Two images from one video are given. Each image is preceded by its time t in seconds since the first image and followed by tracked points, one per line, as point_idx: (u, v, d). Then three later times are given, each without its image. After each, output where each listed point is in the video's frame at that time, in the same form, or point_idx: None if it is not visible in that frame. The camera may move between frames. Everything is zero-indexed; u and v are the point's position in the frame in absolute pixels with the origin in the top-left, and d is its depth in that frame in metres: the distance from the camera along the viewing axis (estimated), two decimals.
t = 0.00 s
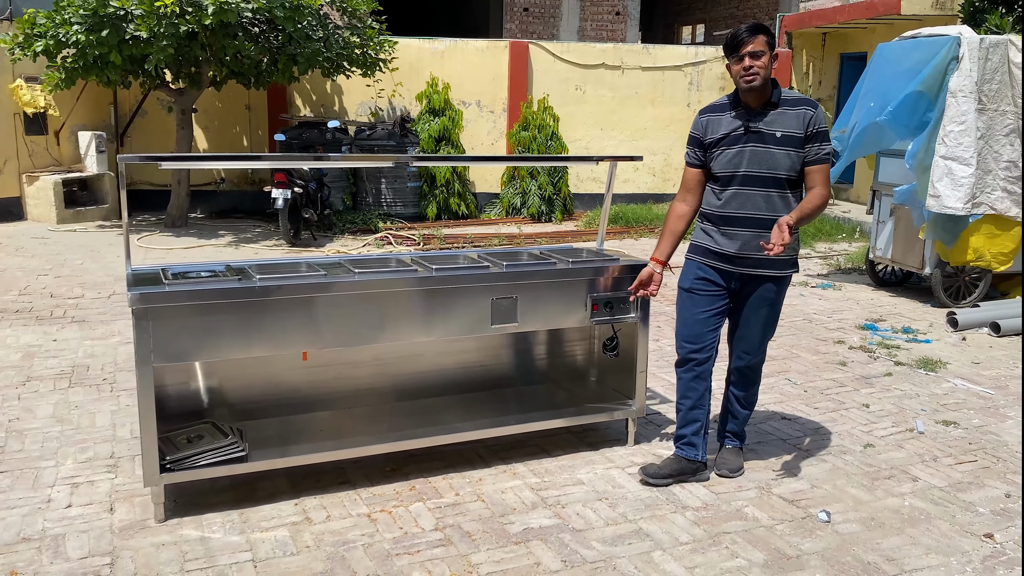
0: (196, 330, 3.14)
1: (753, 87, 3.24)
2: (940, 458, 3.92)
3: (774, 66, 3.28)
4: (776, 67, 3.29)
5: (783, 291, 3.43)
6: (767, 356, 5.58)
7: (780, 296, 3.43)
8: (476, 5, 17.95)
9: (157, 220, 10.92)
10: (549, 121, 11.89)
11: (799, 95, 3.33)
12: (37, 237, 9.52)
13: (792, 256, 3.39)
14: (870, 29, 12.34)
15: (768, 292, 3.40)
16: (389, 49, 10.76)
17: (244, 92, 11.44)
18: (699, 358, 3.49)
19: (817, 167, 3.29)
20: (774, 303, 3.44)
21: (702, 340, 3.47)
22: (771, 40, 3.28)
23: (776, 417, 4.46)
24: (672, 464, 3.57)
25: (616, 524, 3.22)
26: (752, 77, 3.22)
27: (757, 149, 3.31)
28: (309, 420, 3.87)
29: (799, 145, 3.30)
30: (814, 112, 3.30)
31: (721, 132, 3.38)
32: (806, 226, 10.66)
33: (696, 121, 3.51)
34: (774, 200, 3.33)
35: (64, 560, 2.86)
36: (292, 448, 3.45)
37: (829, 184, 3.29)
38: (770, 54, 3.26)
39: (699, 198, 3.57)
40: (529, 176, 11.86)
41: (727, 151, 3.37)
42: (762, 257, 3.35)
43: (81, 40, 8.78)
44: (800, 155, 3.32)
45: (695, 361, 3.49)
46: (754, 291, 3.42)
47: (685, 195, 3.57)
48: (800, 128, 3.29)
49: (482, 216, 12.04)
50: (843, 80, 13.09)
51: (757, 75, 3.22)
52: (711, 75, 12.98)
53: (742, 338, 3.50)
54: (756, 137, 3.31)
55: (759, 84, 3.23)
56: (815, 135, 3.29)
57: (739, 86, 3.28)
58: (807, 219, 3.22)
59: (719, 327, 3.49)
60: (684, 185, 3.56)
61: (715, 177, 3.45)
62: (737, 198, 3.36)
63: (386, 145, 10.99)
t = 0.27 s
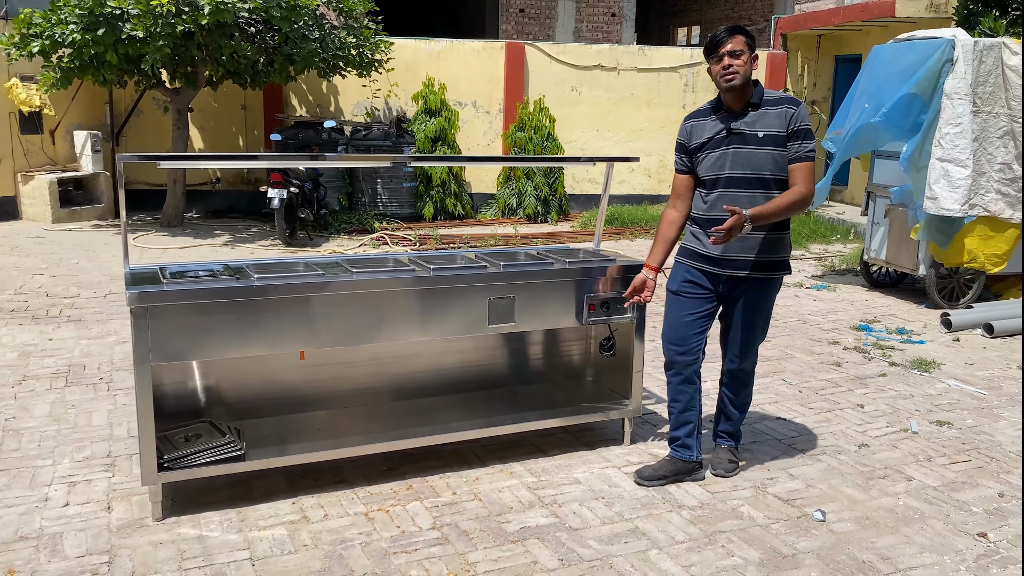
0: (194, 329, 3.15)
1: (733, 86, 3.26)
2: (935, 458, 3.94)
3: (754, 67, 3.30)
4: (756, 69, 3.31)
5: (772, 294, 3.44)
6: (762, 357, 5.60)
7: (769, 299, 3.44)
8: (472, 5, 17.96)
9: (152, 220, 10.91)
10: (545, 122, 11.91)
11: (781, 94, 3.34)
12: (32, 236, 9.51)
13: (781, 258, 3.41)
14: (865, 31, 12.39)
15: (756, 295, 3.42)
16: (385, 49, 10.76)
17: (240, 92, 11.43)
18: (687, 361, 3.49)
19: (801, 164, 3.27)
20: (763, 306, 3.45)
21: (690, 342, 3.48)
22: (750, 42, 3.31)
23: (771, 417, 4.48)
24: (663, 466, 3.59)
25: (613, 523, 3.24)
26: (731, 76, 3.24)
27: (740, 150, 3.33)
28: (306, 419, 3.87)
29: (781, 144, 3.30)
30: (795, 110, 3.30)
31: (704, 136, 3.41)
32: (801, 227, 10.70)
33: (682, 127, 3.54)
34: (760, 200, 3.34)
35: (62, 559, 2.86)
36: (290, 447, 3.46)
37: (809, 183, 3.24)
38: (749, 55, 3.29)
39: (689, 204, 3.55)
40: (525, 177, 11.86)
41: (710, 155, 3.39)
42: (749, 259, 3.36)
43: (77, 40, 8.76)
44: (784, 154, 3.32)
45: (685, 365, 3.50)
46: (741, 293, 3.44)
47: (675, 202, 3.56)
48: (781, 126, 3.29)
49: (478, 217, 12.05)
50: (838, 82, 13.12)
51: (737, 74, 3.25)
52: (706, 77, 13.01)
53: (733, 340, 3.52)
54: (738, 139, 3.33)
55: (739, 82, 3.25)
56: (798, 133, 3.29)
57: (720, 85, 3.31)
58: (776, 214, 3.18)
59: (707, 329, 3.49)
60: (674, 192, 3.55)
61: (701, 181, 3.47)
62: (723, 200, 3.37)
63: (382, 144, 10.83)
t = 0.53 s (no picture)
0: (194, 329, 3.15)
1: (709, 89, 3.27)
2: (932, 460, 3.95)
3: (732, 67, 3.30)
4: (734, 69, 3.31)
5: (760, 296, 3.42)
6: (760, 358, 5.61)
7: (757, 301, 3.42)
8: (471, 6, 17.96)
9: (150, 220, 10.89)
10: (544, 123, 11.92)
11: (761, 95, 3.33)
12: (30, 236, 9.50)
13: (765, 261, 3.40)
14: (863, 33, 12.42)
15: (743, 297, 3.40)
16: (384, 50, 10.76)
17: (239, 92, 11.43)
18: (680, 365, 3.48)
19: (780, 164, 3.24)
20: (750, 308, 3.42)
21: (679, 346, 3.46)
22: (729, 42, 3.29)
23: (769, 418, 4.49)
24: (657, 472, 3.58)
25: (611, 524, 3.24)
26: (707, 79, 3.25)
27: (718, 153, 3.34)
28: (304, 419, 3.87)
29: (759, 145, 3.30)
30: (773, 110, 3.29)
31: (684, 140, 3.43)
32: (799, 229, 10.72)
33: (665, 131, 3.56)
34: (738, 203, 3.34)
35: (61, 558, 2.86)
36: (288, 447, 3.46)
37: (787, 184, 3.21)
38: (727, 55, 3.27)
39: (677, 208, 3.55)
40: (523, 178, 11.87)
41: (690, 158, 3.41)
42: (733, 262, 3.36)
43: (76, 39, 8.76)
44: (762, 155, 3.30)
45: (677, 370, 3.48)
46: (728, 295, 3.42)
47: (663, 206, 3.55)
48: (758, 127, 3.28)
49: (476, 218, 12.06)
50: (836, 84, 13.13)
51: (713, 76, 3.25)
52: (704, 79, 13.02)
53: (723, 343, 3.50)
54: (716, 142, 3.34)
55: (715, 85, 3.26)
56: (775, 132, 3.26)
57: (697, 87, 3.32)
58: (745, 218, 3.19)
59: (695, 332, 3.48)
60: (662, 196, 3.56)
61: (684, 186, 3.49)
62: (703, 203, 3.38)
63: (380, 145, 10.90)
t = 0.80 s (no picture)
0: (197, 329, 3.15)
1: (690, 87, 3.24)
2: (934, 462, 3.95)
3: (714, 66, 3.27)
4: (717, 68, 3.27)
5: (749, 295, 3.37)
6: (761, 360, 5.61)
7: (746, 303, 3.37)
8: (472, 7, 17.96)
9: (150, 220, 10.89)
10: (544, 125, 11.91)
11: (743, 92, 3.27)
12: (31, 236, 9.49)
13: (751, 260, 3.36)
14: (864, 35, 12.43)
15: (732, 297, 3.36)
16: (385, 51, 10.76)
17: (239, 92, 11.43)
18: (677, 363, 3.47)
19: (763, 162, 3.18)
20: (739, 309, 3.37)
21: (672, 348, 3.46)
22: (713, 41, 3.27)
23: (771, 420, 4.49)
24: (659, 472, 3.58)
25: (614, 525, 3.24)
26: (687, 76, 3.22)
27: (697, 152, 3.31)
28: (306, 420, 3.87)
29: (739, 144, 3.25)
30: (753, 108, 3.22)
31: (666, 139, 3.41)
32: (800, 230, 10.73)
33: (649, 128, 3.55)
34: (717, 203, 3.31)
35: (63, 558, 2.85)
36: (290, 448, 3.46)
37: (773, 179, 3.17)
38: (709, 54, 3.25)
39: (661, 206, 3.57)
40: (524, 179, 11.86)
41: (671, 157, 3.40)
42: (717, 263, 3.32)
43: (77, 39, 8.75)
44: (742, 155, 3.26)
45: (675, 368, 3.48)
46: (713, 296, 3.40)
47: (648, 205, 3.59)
48: (738, 127, 3.24)
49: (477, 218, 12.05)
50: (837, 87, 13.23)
51: (695, 74, 3.22)
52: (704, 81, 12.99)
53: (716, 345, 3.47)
54: (696, 141, 3.31)
55: (696, 83, 3.23)
56: (754, 132, 3.21)
57: (678, 84, 3.29)
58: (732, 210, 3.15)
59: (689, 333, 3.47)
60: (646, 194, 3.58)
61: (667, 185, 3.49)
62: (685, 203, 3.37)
63: (381, 145, 10.77)
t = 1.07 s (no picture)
0: (202, 330, 3.15)
1: (688, 92, 3.21)
2: (939, 464, 3.94)
3: (715, 70, 3.22)
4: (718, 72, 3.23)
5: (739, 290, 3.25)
6: (765, 362, 5.60)
7: (735, 295, 3.24)
8: (475, 8, 17.98)
9: (154, 221, 10.90)
10: (548, 126, 11.91)
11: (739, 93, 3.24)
12: (35, 236, 9.51)
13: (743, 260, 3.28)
14: (868, 38, 12.42)
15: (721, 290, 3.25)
16: (389, 53, 10.76)
17: (243, 94, 11.45)
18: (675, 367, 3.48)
19: (754, 163, 3.15)
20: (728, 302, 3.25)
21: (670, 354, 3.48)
22: (718, 45, 3.21)
23: (775, 422, 4.49)
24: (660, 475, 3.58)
25: (619, 527, 3.24)
26: (688, 80, 3.18)
27: (688, 150, 3.27)
28: (311, 421, 3.87)
29: (731, 143, 3.21)
30: (747, 108, 3.19)
31: (658, 135, 3.38)
32: (803, 232, 10.72)
33: (642, 125, 3.52)
34: (706, 202, 3.24)
35: (69, 559, 2.86)
36: (295, 449, 3.46)
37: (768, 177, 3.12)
38: (712, 58, 3.20)
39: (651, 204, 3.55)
40: (527, 181, 11.85)
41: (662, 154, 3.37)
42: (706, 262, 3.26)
43: (82, 40, 8.77)
44: (734, 154, 3.22)
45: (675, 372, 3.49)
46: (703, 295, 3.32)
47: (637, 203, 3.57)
48: (731, 125, 3.20)
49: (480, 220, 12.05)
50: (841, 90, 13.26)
51: (694, 79, 3.19)
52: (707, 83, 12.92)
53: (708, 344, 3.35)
54: (687, 138, 3.27)
55: (695, 88, 3.20)
56: (747, 132, 3.18)
57: (676, 85, 3.24)
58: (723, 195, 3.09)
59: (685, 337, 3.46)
60: (635, 193, 3.56)
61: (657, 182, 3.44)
62: (673, 201, 3.32)
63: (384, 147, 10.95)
